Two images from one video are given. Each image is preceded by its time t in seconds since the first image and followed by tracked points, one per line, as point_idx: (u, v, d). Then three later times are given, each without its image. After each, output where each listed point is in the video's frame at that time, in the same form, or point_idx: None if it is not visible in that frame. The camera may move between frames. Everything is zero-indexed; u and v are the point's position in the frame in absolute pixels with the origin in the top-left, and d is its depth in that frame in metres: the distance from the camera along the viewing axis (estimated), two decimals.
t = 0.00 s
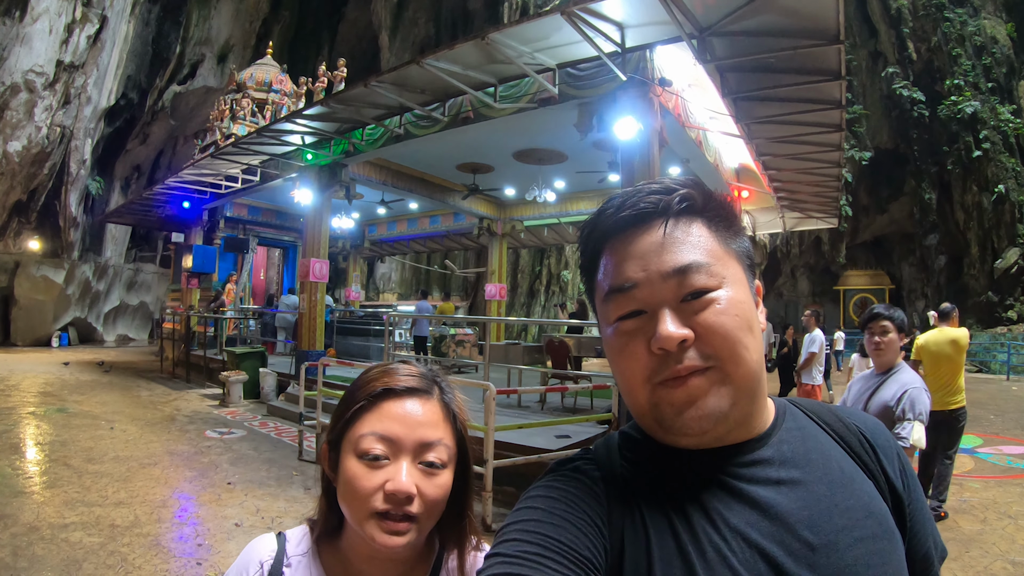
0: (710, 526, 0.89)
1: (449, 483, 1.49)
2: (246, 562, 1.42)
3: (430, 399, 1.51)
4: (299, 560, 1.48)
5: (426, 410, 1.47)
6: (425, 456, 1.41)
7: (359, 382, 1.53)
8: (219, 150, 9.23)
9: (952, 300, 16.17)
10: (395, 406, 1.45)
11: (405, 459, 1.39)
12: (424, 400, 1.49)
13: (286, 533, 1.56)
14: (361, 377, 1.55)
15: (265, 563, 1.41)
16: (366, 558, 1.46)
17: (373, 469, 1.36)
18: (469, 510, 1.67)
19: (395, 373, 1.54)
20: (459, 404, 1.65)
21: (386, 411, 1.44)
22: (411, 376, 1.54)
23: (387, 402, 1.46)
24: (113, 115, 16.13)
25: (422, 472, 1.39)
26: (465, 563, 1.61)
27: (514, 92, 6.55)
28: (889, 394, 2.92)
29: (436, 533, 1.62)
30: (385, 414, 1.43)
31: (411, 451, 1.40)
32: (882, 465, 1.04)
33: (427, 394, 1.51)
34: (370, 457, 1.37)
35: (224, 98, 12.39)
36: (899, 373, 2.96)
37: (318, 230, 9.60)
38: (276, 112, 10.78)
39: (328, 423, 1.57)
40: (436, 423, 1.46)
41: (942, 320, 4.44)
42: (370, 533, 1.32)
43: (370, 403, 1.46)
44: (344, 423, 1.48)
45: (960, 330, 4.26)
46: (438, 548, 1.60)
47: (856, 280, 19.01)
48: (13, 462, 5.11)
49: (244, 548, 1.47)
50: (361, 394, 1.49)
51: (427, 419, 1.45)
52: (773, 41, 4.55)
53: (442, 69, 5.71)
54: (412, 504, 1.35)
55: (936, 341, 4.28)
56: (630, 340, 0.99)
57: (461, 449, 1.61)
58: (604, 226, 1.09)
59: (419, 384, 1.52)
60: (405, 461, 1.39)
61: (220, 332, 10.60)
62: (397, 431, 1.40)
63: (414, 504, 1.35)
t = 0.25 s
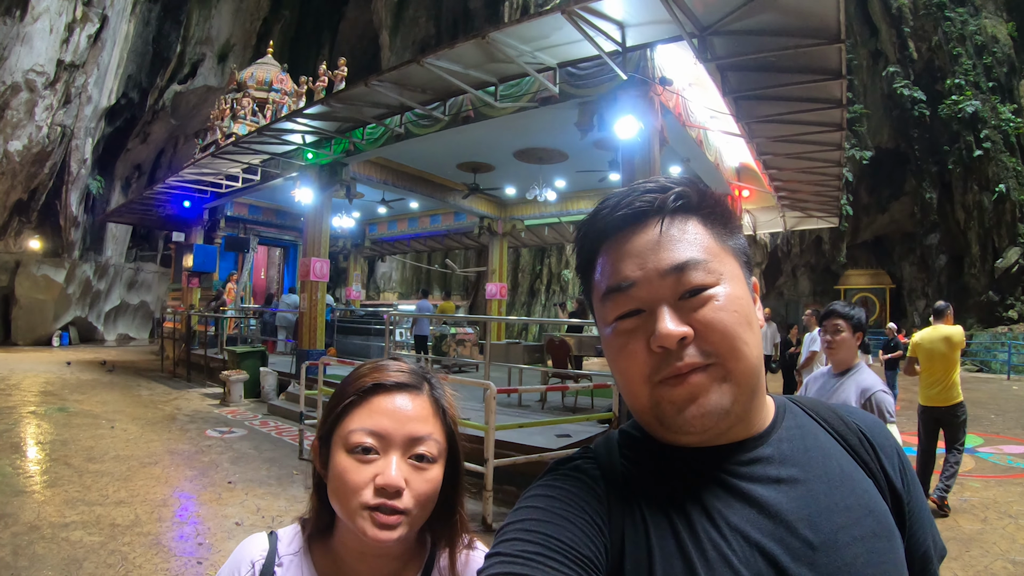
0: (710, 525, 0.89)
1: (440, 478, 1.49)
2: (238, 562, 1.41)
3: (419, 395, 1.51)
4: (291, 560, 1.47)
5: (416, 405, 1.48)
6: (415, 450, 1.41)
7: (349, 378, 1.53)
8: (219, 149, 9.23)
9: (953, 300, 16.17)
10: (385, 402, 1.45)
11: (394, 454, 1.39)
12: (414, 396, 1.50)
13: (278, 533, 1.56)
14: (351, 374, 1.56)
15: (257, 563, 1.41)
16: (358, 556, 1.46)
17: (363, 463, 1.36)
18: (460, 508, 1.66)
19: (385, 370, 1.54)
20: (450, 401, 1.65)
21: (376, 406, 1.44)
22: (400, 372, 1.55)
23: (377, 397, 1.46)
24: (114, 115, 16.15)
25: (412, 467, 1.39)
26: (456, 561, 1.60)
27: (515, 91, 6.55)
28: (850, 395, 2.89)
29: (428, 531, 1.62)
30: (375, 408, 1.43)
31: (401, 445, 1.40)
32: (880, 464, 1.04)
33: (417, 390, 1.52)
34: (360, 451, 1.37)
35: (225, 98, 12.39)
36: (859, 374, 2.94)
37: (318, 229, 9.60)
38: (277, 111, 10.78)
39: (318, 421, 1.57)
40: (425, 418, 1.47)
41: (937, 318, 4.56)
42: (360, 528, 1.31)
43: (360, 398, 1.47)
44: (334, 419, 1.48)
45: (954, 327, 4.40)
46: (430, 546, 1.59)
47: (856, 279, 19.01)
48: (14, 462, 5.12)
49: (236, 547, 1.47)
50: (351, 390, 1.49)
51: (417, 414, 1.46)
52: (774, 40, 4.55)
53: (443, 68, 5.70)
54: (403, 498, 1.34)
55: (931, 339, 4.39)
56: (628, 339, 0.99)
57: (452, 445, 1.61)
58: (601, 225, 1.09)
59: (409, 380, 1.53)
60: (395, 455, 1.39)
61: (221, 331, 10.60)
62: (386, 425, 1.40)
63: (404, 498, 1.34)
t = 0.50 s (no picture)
0: (712, 526, 0.88)
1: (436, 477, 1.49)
2: (232, 563, 1.43)
3: (414, 394, 1.51)
4: (285, 560, 1.48)
5: (412, 405, 1.48)
6: (411, 450, 1.41)
7: (343, 378, 1.53)
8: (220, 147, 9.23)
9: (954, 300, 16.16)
10: (381, 401, 1.45)
11: (391, 454, 1.39)
12: (409, 395, 1.50)
13: (272, 532, 1.57)
14: (345, 373, 1.55)
15: (252, 563, 1.42)
16: (353, 557, 1.46)
17: (359, 463, 1.36)
18: (455, 506, 1.67)
19: (380, 370, 1.54)
20: (444, 400, 1.65)
21: (372, 406, 1.44)
22: (395, 372, 1.55)
23: (373, 397, 1.46)
24: (115, 113, 16.16)
25: (409, 467, 1.40)
26: (451, 561, 1.60)
27: (516, 91, 6.53)
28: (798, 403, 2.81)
29: (422, 531, 1.62)
30: (371, 408, 1.43)
31: (397, 445, 1.40)
32: (882, 464, 1.04)
33: (412, 389, 1.52)
34: (357, 452, 1.37)
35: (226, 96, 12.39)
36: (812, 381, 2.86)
37: (319, 228, 9.60)
38: (278, 110, 10.78)
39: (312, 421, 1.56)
40: (421, 417, 1.47)
41: (936, 318, 4.57)
42: (357, 529, 1.31)
43: (356, 397, 1.46)
44: (329, 419, 1.47)
45: (955, 326, 4.42)
46: (424, 545, 1.59)
47: (857, 279, 18.88)
48: (15, 460, 5.12)
49: (231, 548, 1.48)
50: (346, 390, 1.49)
51: (412, 413, 1.46)
52: (776, 39, 4.54)
53: (444, 67, 5.70)
54: (399, 498, 1.34)
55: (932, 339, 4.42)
56: (630, 338, 0.99)
57: (446, 444, 1.61)
58: (603, 225, 1.08)
59: (404, 380, 1.53)
60: (392, 455, 1.39)
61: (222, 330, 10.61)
62: (382, 425, 1.40)
63: (401, 498, 1.34)
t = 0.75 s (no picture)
0: (710, 524, 0.88)
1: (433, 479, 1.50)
2: (226, 565, 1.42)
3: (411, 396, 1.51)
4: (281, 561, 1.47)
5: (409, 408, 1.48)
6: (408, 454, 1.42)
7: (340, 380, 1.52)
8: (221, 147, 9.24)
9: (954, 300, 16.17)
10: (378, 404, 1.45)
11: (388, 457, 1.39)
12: (406, 397, 1.50)
13: (268, 533, 1.57)
14: (341, 375, 1.55)
15: (246, 565, 1.42)
16: (350, 559, 1.46)
17: (357, 468, 1.36)
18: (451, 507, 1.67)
19: (376, 372, 1.54)
20: (440, 402, 1.65)
21: (369, 409, 1.44)
22: (391, 374, 1.55)
23: (370, 400, 1.46)
24: (116, 112, 16.18)
25: (406, 470, 1.40)
26: (448, 561, 1.61)
27: (516, 91, 6.48)
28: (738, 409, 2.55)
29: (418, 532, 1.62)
30: (368, 412, 1.44)
31: (394, 449, 1.40)
32: (881, 465, 1.04)
33: (409, 392, 1.52)
34: (355, 456, 1.37)
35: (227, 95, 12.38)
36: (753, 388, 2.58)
37: (320, 228, 9.61)
38: (279, 109, 10.78)
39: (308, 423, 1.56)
40: (418, 420, 1.47)
41: (944, 318, 4.58)
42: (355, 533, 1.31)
43: (352, 401, 1.46)
44: (326, 422, 1.47)
45: (962, 328, 4.41)
46: (420, 546, 1.60)
47: (859, 278, 19.02)
48: (16, 459, 5.13)
49: (225, 550, 1.47)
50: (342, 392, 1.49)
51: (410, 416, 1.46)
52: (776, 39, 4.54)
53: (444, 66, 5.71)
54: (397, 502, 1.35)
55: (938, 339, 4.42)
56: (629, 338, 0.99)
57: (442, 445, 1.61)
58: (603, 225, 1.08)
59: (400, 382, 1.53)
60: (389, 459, 1.39)
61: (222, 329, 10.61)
62: (380, 429, 1.40)
63: (399, 502, 1.35)
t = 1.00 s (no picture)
0: (709, 522, 0.89)
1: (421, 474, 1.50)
2: (213, 566, 1.40)
3: (400, 391, 1.52)
4: (268, 562, 1.46)
5: (398, 402, 1.49)
6: (398, 448, 1.42)
7: (328, 376, 1.53)
8: (223, 147, 9.24)
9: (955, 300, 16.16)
10: (367, 399, 1.46)
11: (378, 451, 1.39)
12: (394, 392, 1.51)
13: (254, 533, 1.55)
14: (329, 371, 1.55)
15: (233, 566, 1.40)
16: (339, 556, 1.46)
17: (347, 462, 1.36)
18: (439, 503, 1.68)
19: (364, 368, 1.54)
20: (428, 398, 1.67)
21: (359, 404, 1.45)
22: (379, 369, 1.56)
23: (359, 395, 1.47)
24: (116, 112, 16.20)
25: (396, 464, 1.40)
26: (437, 558, 1.61)
27: (517, 90, 6.54)
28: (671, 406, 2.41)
29: (406, 529, 1.62)
30: (358, 406, 1.44)
31: (385, 443, 1.40)
32: (881, 463, 1.04)
33: (398, 387, 1.53)
34: (345, 450, 1.37)
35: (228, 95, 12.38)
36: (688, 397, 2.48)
37: (321, 228, 9.62)
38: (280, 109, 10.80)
39: (296, 420, 1.56)
40: (407, 415, 1.48)
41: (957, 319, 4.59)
42: (346, 528, 1.31)
43: (342, 396, 1.47)
44: (315, 417, 1.47)
45: (977, 329, 4.42)
46: (409, 543, 1.60)
47: (859, 278, 19.13)
48: (17, 459, 5.14)
49: (212, 550, 1.45)
50: (331, 388, 1.49)
51: (399, 410, 1.47)
52: (777, 39, 4.54)
53: (445, 66, 5.71)
54: (387, 496, 1.35)
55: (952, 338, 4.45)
56: (628, 336, 0.99)
57: (430, 441, 1.62)
58: (602, 223, 1.09)
59: (389, 377, 1.54)
60: (379, 453, 1.39)
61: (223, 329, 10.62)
62: (370, 423, 1.41)
63: (390, 496, 1.35)
